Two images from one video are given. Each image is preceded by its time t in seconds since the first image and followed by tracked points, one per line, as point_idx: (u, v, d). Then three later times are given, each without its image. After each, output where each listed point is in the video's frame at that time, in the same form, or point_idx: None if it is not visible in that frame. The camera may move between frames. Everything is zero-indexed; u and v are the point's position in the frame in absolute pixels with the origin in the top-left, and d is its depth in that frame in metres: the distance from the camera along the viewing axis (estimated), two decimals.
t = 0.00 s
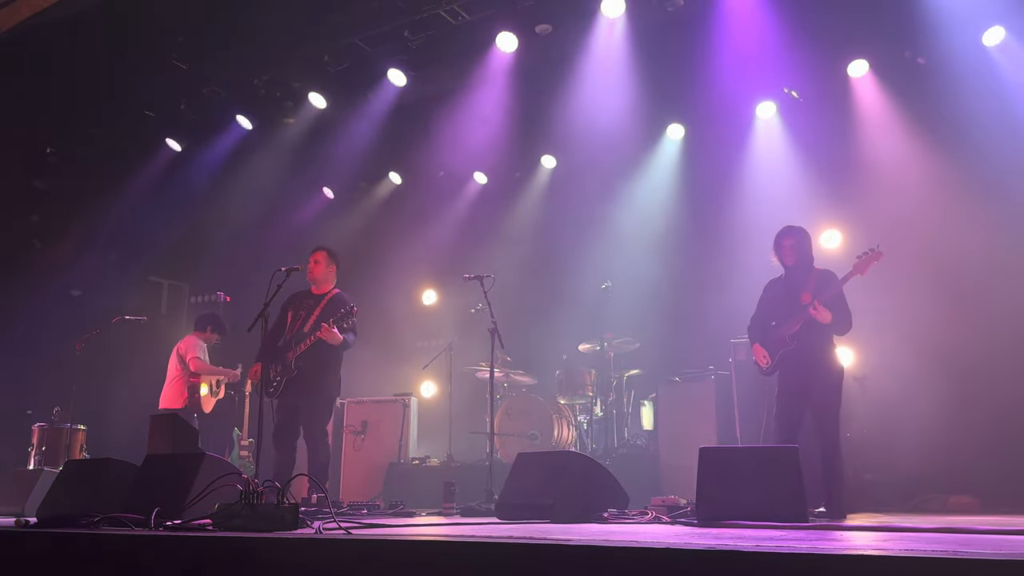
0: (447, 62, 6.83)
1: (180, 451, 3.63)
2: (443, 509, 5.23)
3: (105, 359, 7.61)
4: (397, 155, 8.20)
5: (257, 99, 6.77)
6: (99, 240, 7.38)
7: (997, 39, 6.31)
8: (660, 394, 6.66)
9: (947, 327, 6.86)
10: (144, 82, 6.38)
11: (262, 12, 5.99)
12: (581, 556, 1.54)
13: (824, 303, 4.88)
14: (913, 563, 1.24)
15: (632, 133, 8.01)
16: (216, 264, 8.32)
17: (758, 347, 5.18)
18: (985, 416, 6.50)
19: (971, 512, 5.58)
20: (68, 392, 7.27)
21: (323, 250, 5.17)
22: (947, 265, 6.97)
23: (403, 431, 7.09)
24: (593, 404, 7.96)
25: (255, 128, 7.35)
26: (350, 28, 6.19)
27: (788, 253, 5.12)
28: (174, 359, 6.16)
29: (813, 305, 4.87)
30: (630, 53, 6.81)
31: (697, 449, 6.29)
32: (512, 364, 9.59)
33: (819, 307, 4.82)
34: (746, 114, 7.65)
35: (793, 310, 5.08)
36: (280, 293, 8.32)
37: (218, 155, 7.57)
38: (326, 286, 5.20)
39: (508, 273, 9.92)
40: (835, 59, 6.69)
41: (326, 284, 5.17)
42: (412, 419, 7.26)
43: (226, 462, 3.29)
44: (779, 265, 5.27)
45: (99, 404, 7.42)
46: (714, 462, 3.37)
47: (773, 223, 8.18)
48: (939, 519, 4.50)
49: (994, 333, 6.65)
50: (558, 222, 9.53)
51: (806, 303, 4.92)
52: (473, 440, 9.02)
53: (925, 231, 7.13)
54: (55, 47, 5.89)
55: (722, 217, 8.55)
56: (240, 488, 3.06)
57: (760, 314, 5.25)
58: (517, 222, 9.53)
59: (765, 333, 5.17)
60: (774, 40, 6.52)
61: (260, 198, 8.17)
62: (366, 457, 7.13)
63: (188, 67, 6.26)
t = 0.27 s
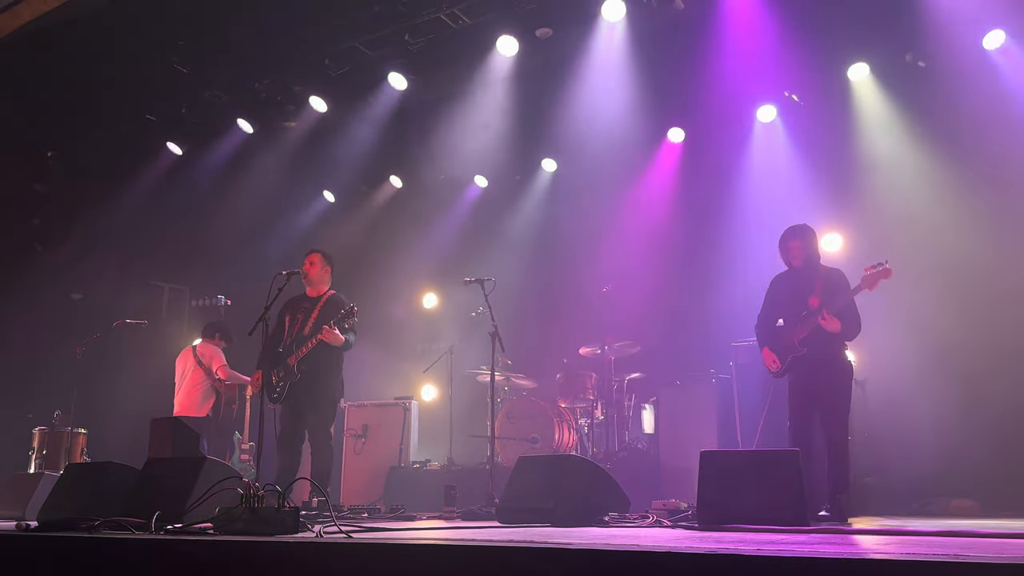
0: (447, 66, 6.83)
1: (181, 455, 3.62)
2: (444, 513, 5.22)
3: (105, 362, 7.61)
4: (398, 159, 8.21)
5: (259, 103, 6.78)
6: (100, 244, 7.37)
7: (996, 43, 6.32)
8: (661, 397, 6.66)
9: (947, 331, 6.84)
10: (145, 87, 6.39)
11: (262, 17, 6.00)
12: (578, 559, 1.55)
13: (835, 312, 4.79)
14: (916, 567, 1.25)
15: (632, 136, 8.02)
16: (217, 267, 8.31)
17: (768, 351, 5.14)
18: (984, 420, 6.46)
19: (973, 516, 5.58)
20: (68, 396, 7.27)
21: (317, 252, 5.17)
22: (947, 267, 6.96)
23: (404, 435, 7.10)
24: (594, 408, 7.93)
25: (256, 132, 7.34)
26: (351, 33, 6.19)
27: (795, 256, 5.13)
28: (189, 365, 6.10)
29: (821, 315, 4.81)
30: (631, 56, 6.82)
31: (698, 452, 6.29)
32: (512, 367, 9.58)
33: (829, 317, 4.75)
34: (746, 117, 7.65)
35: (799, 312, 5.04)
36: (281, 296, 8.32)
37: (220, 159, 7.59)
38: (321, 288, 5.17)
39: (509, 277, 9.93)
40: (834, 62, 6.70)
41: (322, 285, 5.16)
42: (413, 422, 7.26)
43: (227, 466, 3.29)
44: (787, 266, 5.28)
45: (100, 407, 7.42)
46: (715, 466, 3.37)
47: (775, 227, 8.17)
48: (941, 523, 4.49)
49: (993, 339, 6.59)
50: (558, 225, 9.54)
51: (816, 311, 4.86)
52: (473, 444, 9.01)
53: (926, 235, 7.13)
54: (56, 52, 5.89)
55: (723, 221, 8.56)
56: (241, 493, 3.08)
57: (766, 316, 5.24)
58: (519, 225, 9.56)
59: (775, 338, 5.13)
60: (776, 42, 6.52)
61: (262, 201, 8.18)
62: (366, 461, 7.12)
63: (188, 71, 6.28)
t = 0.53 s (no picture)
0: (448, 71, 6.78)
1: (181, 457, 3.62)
2: (445, 514, 5.22)
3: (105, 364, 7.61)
4: (398, 161, 8.22)
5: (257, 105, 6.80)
6: (100, 246, 7.38)
7: (997, 47, 6.31)
8: (661, 399, 6.66)
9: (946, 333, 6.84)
10: (145, 88, 6.41)
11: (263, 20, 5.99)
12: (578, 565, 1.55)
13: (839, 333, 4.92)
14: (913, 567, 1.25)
15: (632, 139, 8.02)
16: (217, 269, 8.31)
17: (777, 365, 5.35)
18: (984, 421, 6.47)
19: (974, 518, 5.57)
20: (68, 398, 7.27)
21: (316, 254, 5.17)
22: (948, 269, 7.00)
23: (404, 437, 7.11)
24: (594, 409, 7.95)
25: (256, 134, 7.32)
26: (350, 35, 6.20)
27: (788, 278, 5.19)
28: (210, 374, 6.12)
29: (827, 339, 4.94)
30: (631, 59, 6.81)
31: (699, 454, 6.29)
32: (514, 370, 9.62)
33: (836, 342, 4.88)
34: (746, 120, 7.64)
35: (802, 329, 5.16)
36: (282, 298, 8.32)
37: (220, 162, 7.58)
38: (320, 290, 5.18)
39: (510, 279, 9.95)
40: (834, 64, 6.70)
41: (319, 288, 5.16)
42: (413, 424, 7.27)
43: (228, 468, 3.30)
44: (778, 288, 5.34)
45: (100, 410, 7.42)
46: (715, 467, 3.37)
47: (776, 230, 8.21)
48: (942, 525, 4.49)
49: (992, 342, 6.59)
50: (559, 228, 9.53)
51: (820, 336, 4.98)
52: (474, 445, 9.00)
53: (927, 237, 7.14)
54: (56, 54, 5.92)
55: (724, 224, 8.61)
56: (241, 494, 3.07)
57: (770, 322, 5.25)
58: (518, 226, 9.53)
59: (782, 351, 5.25)
60: (776, 44, 6.52)
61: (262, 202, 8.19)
62: (366, 463, 7.12)
63: (189, 74, 6.25)
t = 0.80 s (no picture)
0: (448, 73, 6.76)
1: (181, 458, 3.61)
2: (444, 516, 5.21)
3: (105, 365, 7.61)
4: (397, 162, 8.22)
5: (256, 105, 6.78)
6: (100, 246, 7.38)
7: (996, 48, 6.29)
8: (661, 400, 6.67)
9: (945, 334, 6.85)
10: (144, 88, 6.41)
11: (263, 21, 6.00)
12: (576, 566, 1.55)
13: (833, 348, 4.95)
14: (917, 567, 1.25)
15: (631, 140, 8.02)
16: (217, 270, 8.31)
17: (786, 369, 5.27)
18: (983, 422, 6.47)
19: (974, 520, 5.57)
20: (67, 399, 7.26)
21: (317, 255, 5.17)
22: (947, 270, 7.00)
23: (404, 438, 7.10)
24: (594, 410, 7.93)
25: (256, 135, 7.30)
26: (350, 35, 6.19)
27: (785, 297, 5.16)
28: (227, 378, 6.17)
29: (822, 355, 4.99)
30: (631, 61, 6.81)
31: (698, 455, 6.29)
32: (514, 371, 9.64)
33: (829, 358, 4.92)
34: (746, 121, 7.64)
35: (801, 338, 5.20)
36: (281, 300, 8.32)
37: (220, 162, 7.58)
38: (320, 291, 5.17)
39: (509, 280, 9.96)
40: (833, 65, 6.71)
41: (320, 289, 5.16)
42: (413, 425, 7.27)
43: (227, 469, 3.29)
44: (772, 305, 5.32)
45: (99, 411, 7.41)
46: (715, 469, 3.37)
47: (775, 231, 8.23)
48: (942, 527, 4.49)
49: (991, 342, 6.60)
50: (558, 229, 9.53)
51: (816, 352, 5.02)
52: (474, 447, 9.00)
53: (926, 238, 7.16)
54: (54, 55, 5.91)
55: (724, 225, 8.60)
56: (241, 495, 3.07)
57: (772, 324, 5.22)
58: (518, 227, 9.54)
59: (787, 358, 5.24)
60: (775, 44, 6.52)
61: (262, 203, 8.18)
62: (366, 464, 7.11)
63: (188, 75, 6.26)
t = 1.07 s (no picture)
0: (448, 73, 6.75)
1: (180, 458, 3.61)
2: (444, 516, 5.21)
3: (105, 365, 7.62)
4: (397, 162, 8.21)
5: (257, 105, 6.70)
6: (101, 247, 7.37)
7: (996, 48, 6.26)
8: (661, 399, 6.68)
9: (945, 333, 6.86)
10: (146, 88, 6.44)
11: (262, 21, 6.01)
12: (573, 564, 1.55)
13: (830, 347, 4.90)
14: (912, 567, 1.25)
15: (631, 141, 8.02)
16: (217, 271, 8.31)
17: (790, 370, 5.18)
18: (983, 422, 6.47)
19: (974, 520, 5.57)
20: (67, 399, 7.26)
21: (317, 255, 5.17)
22: (947, 270, 6.99)
23: (404, 438, 7.11)
24: (594, 411, 7.92)
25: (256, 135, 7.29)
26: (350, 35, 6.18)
27: (785, 296, 5.17)
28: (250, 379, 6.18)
29: (816, 354, 4.96)
30: (631, 62, 6.81)
31: (698, 455, 6.30)
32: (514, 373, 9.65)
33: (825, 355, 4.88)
34: (746, 121, 7.63)
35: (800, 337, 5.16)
36: (281, 300, 8.33)
37: (220, 163, 7.58)
38: (320, 291, 5.17)
39: (509, 280, 9.96)
40: (833, 66, 6.71)
41: (320, 288, 5.15)
42: (413, 425, 7.27)
43: (227, 469, 3.29)
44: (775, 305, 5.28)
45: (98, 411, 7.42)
46: (714, 469, 3.37)
47: (775, 232, 8.24)
48: (942, 527, 4.49)
49: (991, 342, 6.59)
50: (558, 229, 9.52)
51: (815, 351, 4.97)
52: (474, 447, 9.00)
53: (925, 239, 7.16)
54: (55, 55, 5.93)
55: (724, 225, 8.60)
56: (241, 495, 3.08)
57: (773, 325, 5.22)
58: (518, 228, 9.54)
59: (791, 359, 5.18)
60: (775, 44, 6.52)
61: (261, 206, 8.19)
62: (365, 465, 7.11)
63: (188, 75, 6.30)
